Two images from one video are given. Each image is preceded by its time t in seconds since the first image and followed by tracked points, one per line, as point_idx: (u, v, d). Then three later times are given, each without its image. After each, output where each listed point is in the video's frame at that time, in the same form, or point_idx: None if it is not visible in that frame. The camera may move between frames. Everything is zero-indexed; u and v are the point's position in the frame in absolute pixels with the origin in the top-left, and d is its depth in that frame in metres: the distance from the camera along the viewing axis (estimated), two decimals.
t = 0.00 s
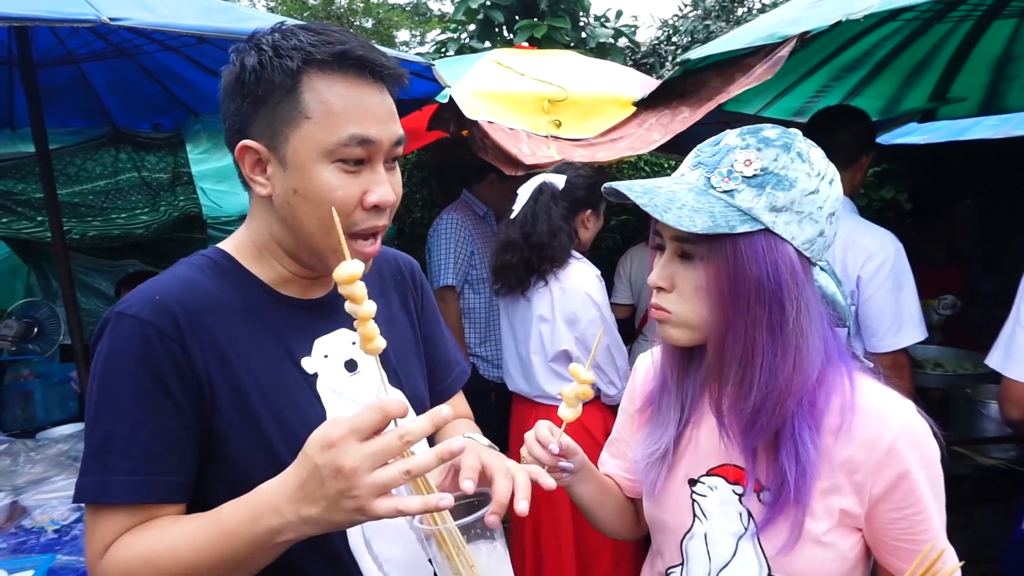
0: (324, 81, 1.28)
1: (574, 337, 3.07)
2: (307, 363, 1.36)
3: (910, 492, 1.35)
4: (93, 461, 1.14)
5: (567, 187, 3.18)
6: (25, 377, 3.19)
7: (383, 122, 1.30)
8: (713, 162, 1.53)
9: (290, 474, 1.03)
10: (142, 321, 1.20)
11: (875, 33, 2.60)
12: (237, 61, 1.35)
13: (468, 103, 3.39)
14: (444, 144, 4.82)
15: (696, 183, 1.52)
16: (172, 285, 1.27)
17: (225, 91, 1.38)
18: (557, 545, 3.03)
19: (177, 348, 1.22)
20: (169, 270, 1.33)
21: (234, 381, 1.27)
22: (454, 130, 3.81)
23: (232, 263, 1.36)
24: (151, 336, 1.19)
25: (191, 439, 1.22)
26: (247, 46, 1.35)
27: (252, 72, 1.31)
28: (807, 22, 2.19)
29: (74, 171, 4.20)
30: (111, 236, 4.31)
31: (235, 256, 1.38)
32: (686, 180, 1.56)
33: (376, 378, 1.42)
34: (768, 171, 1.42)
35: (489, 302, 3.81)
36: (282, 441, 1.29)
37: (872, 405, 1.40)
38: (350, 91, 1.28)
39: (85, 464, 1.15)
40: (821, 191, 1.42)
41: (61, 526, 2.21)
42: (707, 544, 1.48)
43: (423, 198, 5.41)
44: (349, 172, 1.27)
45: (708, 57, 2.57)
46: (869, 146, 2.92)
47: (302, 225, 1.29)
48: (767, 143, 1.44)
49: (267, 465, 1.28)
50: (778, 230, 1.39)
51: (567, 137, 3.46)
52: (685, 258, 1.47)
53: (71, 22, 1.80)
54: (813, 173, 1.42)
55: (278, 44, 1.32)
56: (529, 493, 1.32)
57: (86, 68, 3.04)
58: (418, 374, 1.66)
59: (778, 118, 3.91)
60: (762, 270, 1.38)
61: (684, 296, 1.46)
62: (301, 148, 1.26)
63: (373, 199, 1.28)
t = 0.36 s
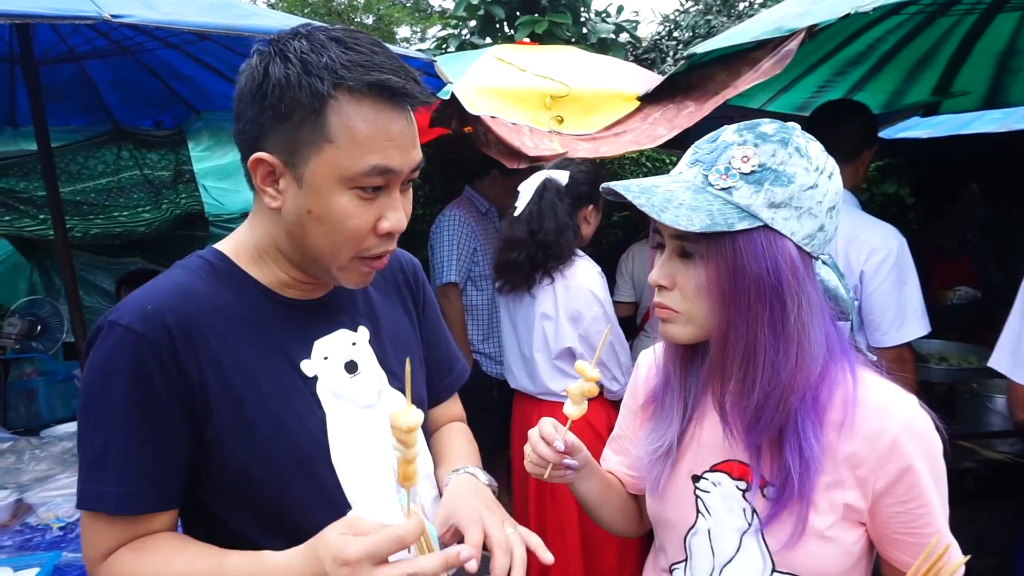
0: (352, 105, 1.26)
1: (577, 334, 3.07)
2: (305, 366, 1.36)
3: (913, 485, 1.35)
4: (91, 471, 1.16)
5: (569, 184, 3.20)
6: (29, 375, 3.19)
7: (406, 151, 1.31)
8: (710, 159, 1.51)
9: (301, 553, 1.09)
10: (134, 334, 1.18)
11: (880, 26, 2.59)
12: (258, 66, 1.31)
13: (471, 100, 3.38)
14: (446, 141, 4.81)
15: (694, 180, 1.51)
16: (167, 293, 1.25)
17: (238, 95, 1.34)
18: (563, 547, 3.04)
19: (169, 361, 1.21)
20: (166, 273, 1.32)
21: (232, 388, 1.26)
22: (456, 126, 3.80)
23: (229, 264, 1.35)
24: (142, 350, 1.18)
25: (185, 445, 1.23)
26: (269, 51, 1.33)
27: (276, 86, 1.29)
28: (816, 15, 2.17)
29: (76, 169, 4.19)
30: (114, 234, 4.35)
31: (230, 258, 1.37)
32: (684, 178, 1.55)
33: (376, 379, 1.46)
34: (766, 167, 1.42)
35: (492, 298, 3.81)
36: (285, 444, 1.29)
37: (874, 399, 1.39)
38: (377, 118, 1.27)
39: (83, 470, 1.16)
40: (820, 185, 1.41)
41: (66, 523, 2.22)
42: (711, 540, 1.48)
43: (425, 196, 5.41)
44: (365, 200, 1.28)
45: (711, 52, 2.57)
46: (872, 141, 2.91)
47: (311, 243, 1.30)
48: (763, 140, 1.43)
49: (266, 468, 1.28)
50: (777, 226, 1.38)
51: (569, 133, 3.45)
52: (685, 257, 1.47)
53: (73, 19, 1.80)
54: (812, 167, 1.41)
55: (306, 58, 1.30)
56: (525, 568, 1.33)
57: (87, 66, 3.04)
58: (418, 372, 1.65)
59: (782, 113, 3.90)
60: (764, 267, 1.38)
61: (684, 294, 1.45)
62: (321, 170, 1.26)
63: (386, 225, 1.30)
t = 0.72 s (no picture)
0: (331, 82, 1.28)
1: (588, 337, 3.08)
2: (317, 365, 1.37)
3: (919, 487, 1.35)
4: (101, 474, 1.16)
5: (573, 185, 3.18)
6: (38, 375, 3.21)
7: (391, 123, 1.30)
8: (731, 159, 1.53)
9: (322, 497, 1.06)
10: (146, 336, 1.19)
11: (888, 30, 2.60)
12: (245, 62, 1.36)
13: (479, 103, 3.40)
14: (452, 143, 4.83)
15: (714, 178, 1.53)
16: (177, 296, 1.26)
17: (233, 93, 1.39)
18: (573, 547, 3.05)
19: (181, 362, 1.21)
20: (175, 276, 1.33)
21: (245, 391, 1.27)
22: (464, 129, 3.81)
23: (239, 267, 1.36)
24: (154, 352, 1.19)
25: (200, 444, 1.23)
26: (254, 47, 1.36)
27: (259, 74, 1.32)
28: (826, 20, 2.18)
29: (85, 171, 4.21)
30: (123, 234, 4.54)
31: (239, 261, 1.38)
32: (703, 176, 1.56)
33: (385, 380, 1.48)
34: (786, 169, 1.43)
35: (500, 299, 3.82)
36: (297, 445, 1.30)
37: (881, 401, 1.40)
38: (360, 93, 1.28)
39: (94, 474, 1.16)
40: (836, 191, 1.43)
41: (77, 523, 2.23)
42: (719, 541, 1.49)
43: (432, 198, 5.44)
44: (356, 175, 1.27)
45: (720, 56, 2.58)
46: (880, 144, 2.91)
47: (308, 227, 1.29)
48: (784, 143, 1.45)
49: (278, 465, 1.28)
50: (794, 227, 1.39)
51: (577, 136, 3.46)
52: (700, 254, 1.48)
53: (88, 23, 1.81)
54: (830, 173, 1.43)
55: (285, 45, 1.33)
56: (536, 509, 1.32)
57: (97, 68, 3.05)
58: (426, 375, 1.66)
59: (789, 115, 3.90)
60: (776, 266, 1.39)
61: (697, 290, 1.46)
62: (307, 150, 1.26)
63: (381, 202, 1.27)
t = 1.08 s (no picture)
0: (353, 94, 1.27)
1: (592, 341, 3.07)
2: (318, 373, 1.37)
3: (930, 494, 1.34)
4: (102, 482, 1.16)
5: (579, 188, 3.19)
6: (44, 376, 3.22)
7: (410, 139, 1.30)
8: (745, 160, 1.52)
9: (334, 550, 1.08)
10: (145, 345, 1.18)
11: (895, 36, 2.59)
12: (262, 65, 1.33)
13: (485, 106, 3.40)
14: (457, 146, 4.84)
15: (727, 179, 1.52)
16: (176, 304, 1.25)
17: (245, 95, 1.37)
18: (574, 551, 3.05)
19: (180, 371, 1.20)
20: (175, 283, 1.32)
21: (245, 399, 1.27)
22: (469, 132, 3.82)
23: (240, 271, 1.36)
24: (153, 362, 1.18)
25: (200, 452, 1.23)
26: (270, 50, 1.35)
27: (278, 81, 1.30)
28: (833, 25, 2.18)
29: (92, 172, 4.26)
30: (129, 236, 4.41)
31: (242, 264, 1.38)
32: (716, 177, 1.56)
33: (386, 387, 1.48)
34: (799, 172, 1.42)
35: (504, 302, 3.82)
36: (297, 452, 1.30)
37: (892, 407, 1.38)
38: (380, 106, 1.27)
39: (95, 481, 1.16)
40: (848, 197, 1.42)
41: (80, 524, 2.23)
42: (727, 547, 1.48)
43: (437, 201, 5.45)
44: (373, 190, 1.28)
45: (726, 61, 2.58)
46: (887, 150, 2.90)
47: (322, 238, 1.29)
48: (798, 146, 1.44)
49: (279, 472, 1.28)
50: (807, 230, 1.39)
51: (583, 139, 3.45)
52: (711, 254, 1.48)
53: (97, 25, 1.82)
54: (843, 177, 1.42)
55: (306, 52, 1.31)
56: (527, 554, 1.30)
57: (105, 71, 3.07)
58: (428, 381, 1.66)
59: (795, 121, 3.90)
60: (787, 268, 1.38)
61: (707, 290, 1.46)
62: (327, 164, 1.26)
63: (397, 216, 1.29)
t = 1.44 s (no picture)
0: (347, 85, 1.27)
1: (591, 339, 3.07)
2: (316, 373, 1.37)
3: (934, 492, 1.35)
4: (99, 482, 1.16)
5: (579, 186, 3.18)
6: (41, 373, 3.21)
7: (405, 130, 1.31)
8: (753, 156, 1.52)
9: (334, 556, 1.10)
10: (143, 346, 1.18)
11: (893, 32, 2.59)
12: (254, 58, 1.33)
13: (483, 102, 3.41)
14: (456, 144, 4.83)
15: (735, 174, 1.52)
16: (174, 304, 1.25)
17: (237, 89, 1.37)
18: (572, 549, 3.06)
19: (178, 373, 1.20)
20: (173, 282, 1.32)
21: (241, 400, 1.26)
22: (467, 129, 3.82)
23: (237, 270, 1.36)
24: (151, 363, 1.18)
25: (197, 454, 1.23)
26: (262, 41, 1.35)
27: (270, 73, 1.30)
28: (830, 22, 2.18)
29: (89, 170, 4.22)
30: (126, 234, 4.43)
31: (238, 263, 1.38)
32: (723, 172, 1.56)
33: (385, 386, 1.48)
34: (807, 168, 1.43)
35: (502, 300, 3.82)
36: (293, 453, 1.30)
37: (896, 406, 1.39)
38: (374, 97, 1.28)
39: (92, 482, 1.16)
40: (856, 193, 1.43)
41: (79, 521, 2.23)
42: (730, 545, 1.48)
43: (435, 198, 5.45)
44: (369, 182, 1.27)
45: (725, 58, 2.59)
46: (884, 147, 2.91)
47: (318, 232, 1.29)
48: (806, 143, 1.45)
49: (276, 473, 1.28)
50: (814, 226, 1.39)
51: (581, 136, 3.45)
52: (718, 249, 1.46)
53: (93, 22, 1.81)
54: (850, 173, 1.43)
55: (300, 44, 1.32)
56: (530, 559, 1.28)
57: (102, 68, 3.07)
58: (426, 379, 1.66)
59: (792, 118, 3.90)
60: (795, 264, 1.38)
61: (714, 287, 1.44)
62: (322, 156, 1.26)
63: (392, 208, 1.29)
